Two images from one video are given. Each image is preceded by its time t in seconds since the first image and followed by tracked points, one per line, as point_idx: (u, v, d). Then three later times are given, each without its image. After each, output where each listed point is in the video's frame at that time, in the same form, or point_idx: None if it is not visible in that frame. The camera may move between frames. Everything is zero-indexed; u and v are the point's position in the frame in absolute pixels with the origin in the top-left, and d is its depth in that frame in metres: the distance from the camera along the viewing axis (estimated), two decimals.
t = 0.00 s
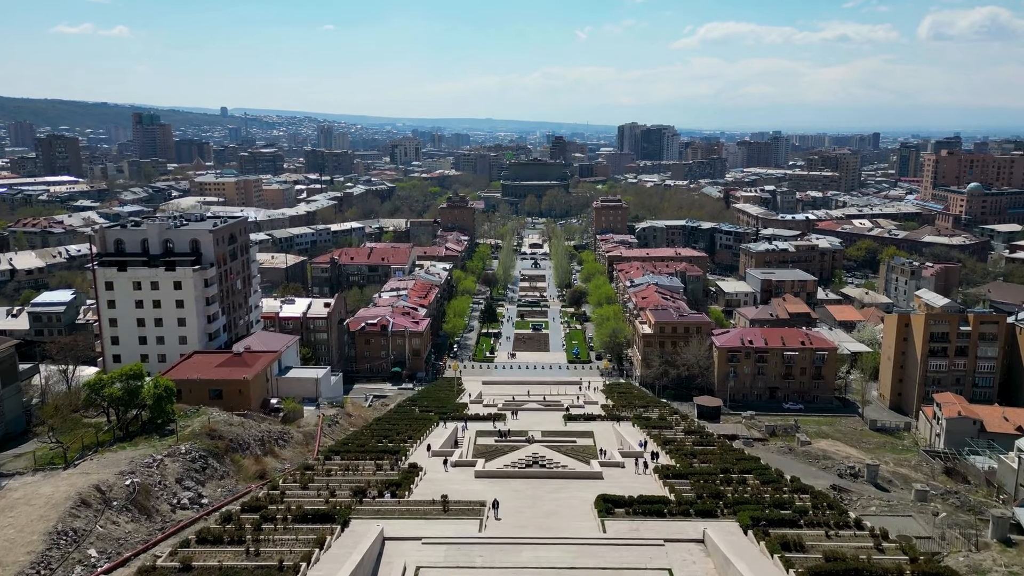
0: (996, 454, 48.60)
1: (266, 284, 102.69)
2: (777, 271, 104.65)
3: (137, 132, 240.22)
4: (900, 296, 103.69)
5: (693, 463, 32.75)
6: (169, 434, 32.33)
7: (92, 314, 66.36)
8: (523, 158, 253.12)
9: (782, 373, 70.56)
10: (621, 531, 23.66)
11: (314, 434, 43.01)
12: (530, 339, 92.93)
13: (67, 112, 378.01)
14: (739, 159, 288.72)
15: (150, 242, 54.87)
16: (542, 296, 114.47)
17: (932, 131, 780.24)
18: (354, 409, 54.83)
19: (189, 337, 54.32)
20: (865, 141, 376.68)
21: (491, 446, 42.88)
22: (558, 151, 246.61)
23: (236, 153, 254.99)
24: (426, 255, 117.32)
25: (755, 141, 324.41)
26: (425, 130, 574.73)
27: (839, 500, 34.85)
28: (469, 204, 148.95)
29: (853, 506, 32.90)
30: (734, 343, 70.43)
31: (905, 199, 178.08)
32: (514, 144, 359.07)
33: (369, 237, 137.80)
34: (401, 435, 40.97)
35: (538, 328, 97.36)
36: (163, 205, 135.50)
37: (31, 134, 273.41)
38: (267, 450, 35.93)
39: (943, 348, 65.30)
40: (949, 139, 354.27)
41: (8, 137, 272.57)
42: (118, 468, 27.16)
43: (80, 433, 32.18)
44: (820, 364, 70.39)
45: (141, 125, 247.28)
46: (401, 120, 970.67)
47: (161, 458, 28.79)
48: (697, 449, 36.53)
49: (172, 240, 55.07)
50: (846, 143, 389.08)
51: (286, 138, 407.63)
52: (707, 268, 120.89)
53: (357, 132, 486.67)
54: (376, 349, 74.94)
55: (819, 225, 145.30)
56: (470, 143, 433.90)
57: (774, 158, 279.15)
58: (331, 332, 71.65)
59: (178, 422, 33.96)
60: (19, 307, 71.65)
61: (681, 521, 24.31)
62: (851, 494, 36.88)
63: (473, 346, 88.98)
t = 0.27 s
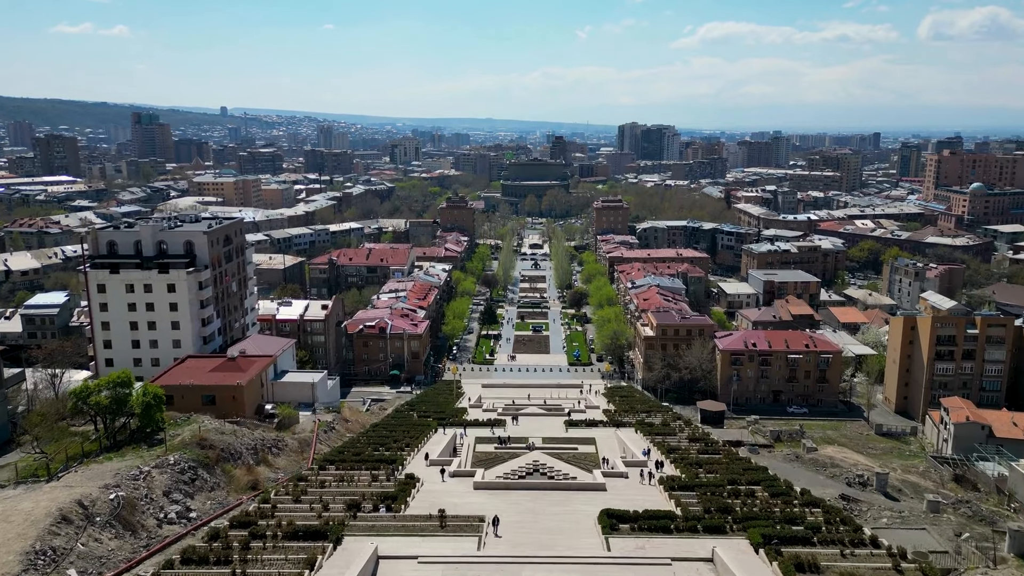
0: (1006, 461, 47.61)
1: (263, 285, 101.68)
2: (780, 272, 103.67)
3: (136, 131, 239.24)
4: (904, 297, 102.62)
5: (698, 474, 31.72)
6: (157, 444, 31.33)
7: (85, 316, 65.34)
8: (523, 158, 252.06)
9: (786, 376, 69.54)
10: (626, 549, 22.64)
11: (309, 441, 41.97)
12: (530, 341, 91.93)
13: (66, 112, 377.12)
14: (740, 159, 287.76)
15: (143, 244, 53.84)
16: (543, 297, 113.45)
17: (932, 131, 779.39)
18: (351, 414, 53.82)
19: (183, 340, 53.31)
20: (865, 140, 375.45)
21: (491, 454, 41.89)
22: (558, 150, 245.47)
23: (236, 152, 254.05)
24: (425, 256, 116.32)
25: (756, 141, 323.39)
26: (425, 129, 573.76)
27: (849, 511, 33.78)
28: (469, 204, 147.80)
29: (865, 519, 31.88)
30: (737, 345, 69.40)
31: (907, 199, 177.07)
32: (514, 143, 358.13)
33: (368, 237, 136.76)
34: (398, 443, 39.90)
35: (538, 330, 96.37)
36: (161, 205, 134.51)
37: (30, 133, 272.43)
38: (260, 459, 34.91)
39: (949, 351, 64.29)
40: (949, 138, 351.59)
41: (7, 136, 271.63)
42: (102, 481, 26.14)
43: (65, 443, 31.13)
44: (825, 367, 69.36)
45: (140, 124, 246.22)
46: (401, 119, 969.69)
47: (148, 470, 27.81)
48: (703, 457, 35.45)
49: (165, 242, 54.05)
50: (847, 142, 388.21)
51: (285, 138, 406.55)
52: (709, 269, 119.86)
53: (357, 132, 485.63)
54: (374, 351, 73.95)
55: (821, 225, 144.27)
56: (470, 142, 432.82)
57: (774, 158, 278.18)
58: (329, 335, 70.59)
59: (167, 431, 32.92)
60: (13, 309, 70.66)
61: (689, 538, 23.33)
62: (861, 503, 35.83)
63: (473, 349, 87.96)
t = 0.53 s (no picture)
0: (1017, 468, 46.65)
1: (261, 286, 100.64)
2: (783, 274, 102.62)
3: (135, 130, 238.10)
4: (908, 299, 101.56)
5: (705, 486, 30.73)
6: (145, 455, 30.32)
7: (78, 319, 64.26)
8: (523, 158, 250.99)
9: (791, 380, 68.50)
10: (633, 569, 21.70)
11: (304, 448, 40.94)
12: (531, 343, 90.90)
13: (66, 111, 376.16)
14: (740, 159, 286.74)
15: (136, 245, 52.79)
16: (543, 299, 112.40)
17: (932, 131, 778.38)
18: (348, 420, 52.79)
19: (177, 344, 52.31)
20: (865, 140, 374.24)
21: (491, 462, 40.87)
22: (558, 150, 244.33)
23: (235, 152, 253.00)
24: (425, 257, 115.29)
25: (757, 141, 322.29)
26: (425, 129, 572.63)
27: (860, 523, 32.77)
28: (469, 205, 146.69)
29: (877, 533, 30.88)
30: (741, 349, 68.34)
31: (909, 200, 175.95)
32: (514, 143, 357.12)
33: (367, 238, 135.70)
34: (395, 451, 38.85)
35: (539, 332, 95.34)
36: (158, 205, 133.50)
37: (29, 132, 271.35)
38: (252, 469, 33.87)
39: (957, 355, 63.25)
40: (950, 138, 350.47)
41: (6, 135, 270.54)
42: (85, 496, 25.09)
43: (49, 454, 30.10)
44: (830, 371, 68.32)
45: (140, 124, 245.11)
46: (401, 119, 968.42)
47: (134, 483, 26.78)
48: (708, 468, 34.43)
49: (159, 244, 52.99)
50: (847, 143, 387.12)
51: (285, 138, 405.41)
52: (711, 270, 118.83)
53: (357, 132, 484.43)
54: (373, 354, 72.92)
55: (823, 226, 143.19)
56: (470, 142, 431.84)
57: (775, 158, 277.12)
58: (326, 337, 69.53)
59: (155, 441, 31.87)
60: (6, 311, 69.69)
61: (697, 557, 22.41)
62: (871, 515, 34.84)
63: (472, 351, 86.93)
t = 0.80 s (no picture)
0: None
1: (258, 288, 99.65)
2: (785, 275, 101.57)
3: (134, 130, 237.11)
4: (912, 301, 100.54)
5: (712, 499, 29.76)
6: (132, 467, 29.30)
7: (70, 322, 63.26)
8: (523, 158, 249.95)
9: (794, 384, 67.52)
10: None
11: (299, 457, 39.90)
12: (531, 345, 89.90)
13: (65, 111, 375.31)
14: (740, 159, 285.81)
15: (128, 248, 51.73)
16: (543, 300, 111.37)
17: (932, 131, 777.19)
18: (345, 425, 51.75)
19: (170, 350, 51.29)
20: (866, 140, 373.01)
21: (491, 471, 39.85)
22: (558, 150, 243.27)
23: (234, 152, 252.05)
24: (424, 258, 114.26)
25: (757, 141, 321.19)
26: (424, 129, 571.54)
27: (871, 536, 31.80)
28: (468, 205, 145.65)
29: (890, 548, 29.91)
30: (744, 352, 67.30)
31: (911, 200, 174.88)
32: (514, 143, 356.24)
33: (366, 239, 134.68)
34: (392, 460, 37.86)
35: (539, 334, 94.38)
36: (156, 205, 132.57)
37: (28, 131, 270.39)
38: (245, 480, 32.83)
39: (964, 359, 62.23)
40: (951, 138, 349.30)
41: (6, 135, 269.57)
42: (66, 512, 24.04)
43: (32, 466, 29.06)
44: (834, 375, 67.28)
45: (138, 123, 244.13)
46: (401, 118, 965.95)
47: (119, 497, 25.75)
48: (715, 478, 33.41)
49: (152, 246, 51.93)
50: (847, 143, 386.19)
51: (284, 138, 404.28)
52: (712, 271, 117.78)
53: (356, 132, 483.20)
54: (371, 357, 71.85)
55: (826, 227, 142.10)
56: (470, 142, 430.75)
57: (776, 158, 276.18)
58: (324, 340, 68.50)
59: (142, 452, 30.82)
60: None
61: None
62: (882, 527, 33.86)
63: (472, 353, 85.87)
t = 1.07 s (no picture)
0: None
1: (256, 290, 98.68)
2: (788, 277, 100.56)
3: (133, 130, 236.18)
4: (916, 303, 99.52)
5: (719, 513, 28.72)
6: (119, 479, 28.26)
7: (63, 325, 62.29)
8: (523, 158, 248.87)
9: (799, 388, 66.48)
10: None
11: (293, 465, 38.88)
12: (531, 348, 88.88)
13: (65, 110, 374.39)
14: (741, 159, 284.63)
15: (121, 250, 50.78)
16: (543, 301, 110.35)
17: (933, 131, 775.71)
18: (341, 432, 50.72)
19: (163, 354, 50.29)
20: (867, 140, 371.68)
21: (490, 480, 38.80)
22: (558, 150, 242.22)
23: (233, 152, 251.08)
24: (423, 259, 113.25)
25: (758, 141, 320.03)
26: (424, 128, 570.29)
27: (882, 550, 30.77)
28: (468, 205, 144.61)
29: (903, 564, 28.85)
30: (748, 355, 66.27)
31: (913, 200, 173.85)
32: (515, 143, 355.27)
33: (365, 240, 133.67)
34: (389, 469, 36.84)
35: (540, 336, 93.35)
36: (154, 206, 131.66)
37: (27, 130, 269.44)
38: (236, 491, 31.82)
39: (971, 363, 61.19)
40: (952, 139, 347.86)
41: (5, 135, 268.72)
42: (46, 531, 23.00)
43: (14, 478, 28.01)
44: (839, 379, 66.24)
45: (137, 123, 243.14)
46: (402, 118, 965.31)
47: (103, 513, 24.73)
48: (721, 490, 32.34)
49: (145, 249, 50.99)
50: (848, 143, 384.96)
51: (284, 138, 403.29)
52: (714, 273, 116.75)
53: (356, 132, 481.75)
54: (369, 361, 70.81)
55: (828, 228, 141.03)
56: (470, 142, 429.58)
57: (776, 158, 275.08)
58: (321, 343, 67.45)
59: (130, 463, 29.80)
60: None
61: None
62: (893, 540, 32.85)
63: (472, 356, 84.82)
